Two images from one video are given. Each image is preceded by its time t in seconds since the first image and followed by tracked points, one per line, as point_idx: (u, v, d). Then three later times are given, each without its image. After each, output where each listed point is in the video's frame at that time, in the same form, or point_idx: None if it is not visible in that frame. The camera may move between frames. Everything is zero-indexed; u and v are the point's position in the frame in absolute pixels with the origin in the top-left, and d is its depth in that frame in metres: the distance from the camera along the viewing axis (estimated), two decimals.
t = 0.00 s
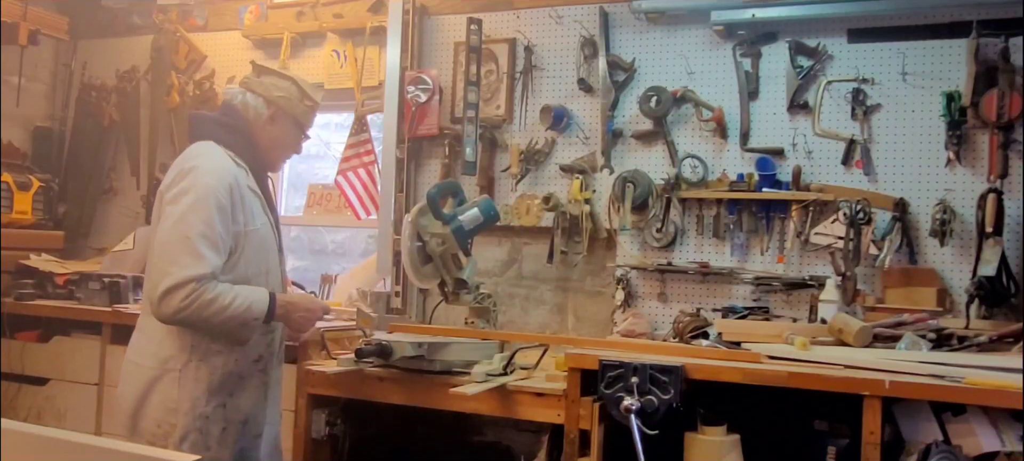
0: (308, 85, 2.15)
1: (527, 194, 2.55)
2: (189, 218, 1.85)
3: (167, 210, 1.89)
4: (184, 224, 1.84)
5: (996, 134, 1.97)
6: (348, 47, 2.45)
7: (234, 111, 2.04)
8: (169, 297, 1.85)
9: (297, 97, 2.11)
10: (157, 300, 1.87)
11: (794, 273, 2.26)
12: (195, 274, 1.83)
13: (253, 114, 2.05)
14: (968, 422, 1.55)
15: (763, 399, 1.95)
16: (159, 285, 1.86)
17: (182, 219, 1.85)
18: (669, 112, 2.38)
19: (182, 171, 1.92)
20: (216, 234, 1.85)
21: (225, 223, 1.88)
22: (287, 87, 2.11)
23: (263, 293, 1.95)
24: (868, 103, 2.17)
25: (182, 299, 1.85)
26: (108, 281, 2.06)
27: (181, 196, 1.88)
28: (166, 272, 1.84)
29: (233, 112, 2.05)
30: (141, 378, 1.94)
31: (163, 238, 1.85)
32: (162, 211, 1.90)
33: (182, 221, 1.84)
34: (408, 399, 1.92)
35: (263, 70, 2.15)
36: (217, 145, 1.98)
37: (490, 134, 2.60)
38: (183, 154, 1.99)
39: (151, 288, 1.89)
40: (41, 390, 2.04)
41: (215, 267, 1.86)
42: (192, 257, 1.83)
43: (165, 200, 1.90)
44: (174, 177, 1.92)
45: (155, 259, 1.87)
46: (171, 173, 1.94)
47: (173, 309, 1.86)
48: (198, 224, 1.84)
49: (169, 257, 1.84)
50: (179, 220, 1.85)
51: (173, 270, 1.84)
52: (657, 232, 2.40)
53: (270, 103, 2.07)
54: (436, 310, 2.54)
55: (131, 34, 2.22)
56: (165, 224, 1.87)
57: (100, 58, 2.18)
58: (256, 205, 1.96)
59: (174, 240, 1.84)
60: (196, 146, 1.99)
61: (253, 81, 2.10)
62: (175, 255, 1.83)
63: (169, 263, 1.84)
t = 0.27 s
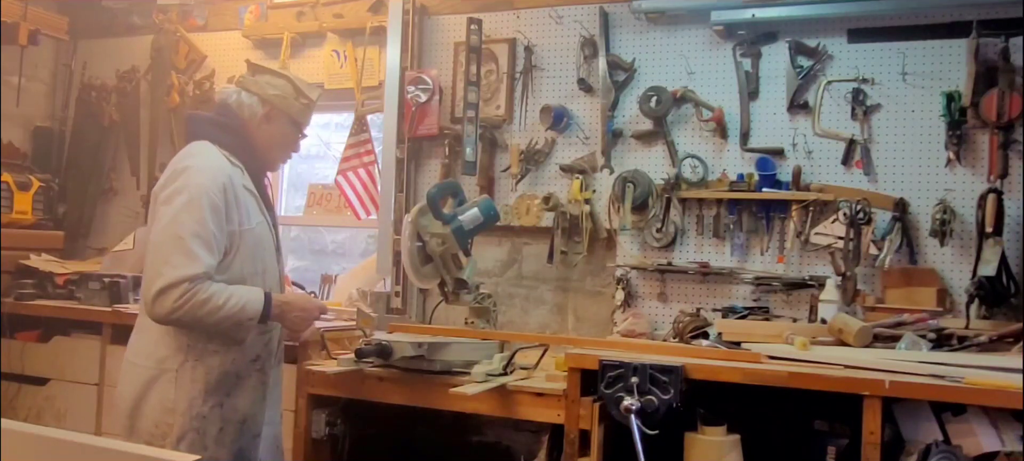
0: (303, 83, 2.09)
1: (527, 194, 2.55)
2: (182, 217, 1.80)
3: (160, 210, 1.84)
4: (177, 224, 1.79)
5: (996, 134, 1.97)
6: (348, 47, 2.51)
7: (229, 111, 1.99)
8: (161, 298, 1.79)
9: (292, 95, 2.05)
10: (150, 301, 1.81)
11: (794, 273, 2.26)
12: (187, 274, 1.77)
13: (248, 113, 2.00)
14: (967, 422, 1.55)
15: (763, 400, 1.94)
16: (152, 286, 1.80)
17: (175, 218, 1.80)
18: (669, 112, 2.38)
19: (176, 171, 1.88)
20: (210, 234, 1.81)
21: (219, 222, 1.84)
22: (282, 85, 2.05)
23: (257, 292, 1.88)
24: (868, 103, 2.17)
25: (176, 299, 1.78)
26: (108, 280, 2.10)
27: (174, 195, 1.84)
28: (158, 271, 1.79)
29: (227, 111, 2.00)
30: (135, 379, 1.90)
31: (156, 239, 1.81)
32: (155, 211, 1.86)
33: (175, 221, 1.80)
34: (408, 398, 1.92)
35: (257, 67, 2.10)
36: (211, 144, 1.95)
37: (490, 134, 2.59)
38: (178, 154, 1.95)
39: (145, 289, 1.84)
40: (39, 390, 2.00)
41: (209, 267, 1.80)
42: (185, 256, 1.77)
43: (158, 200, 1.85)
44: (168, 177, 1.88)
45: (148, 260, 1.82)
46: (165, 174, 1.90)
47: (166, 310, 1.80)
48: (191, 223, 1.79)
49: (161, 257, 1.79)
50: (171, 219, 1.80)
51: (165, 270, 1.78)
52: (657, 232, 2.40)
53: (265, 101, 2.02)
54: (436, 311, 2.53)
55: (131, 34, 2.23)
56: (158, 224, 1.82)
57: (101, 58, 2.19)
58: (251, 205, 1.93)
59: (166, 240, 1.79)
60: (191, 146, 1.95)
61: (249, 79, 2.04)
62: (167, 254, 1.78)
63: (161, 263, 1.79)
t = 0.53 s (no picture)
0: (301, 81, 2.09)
1: (527, 194, 2.55)
2: (180, 217, 1.79)
3: (158, 210, 1.84)
4: (176, 224, 1.78)
5: (996, 134, 1.97)
6: (348, 47, 2.58)
7: (227, 111, 1.99)
8: (160, 298, 1.77)
9: (290, 95, 2.04)
10: (148, 301, 1.79)
11: (794, 273, 2.26)
12: (186, 273, 1.76)
13: (246, 113, 2.00)
14: (967, 422, 1.55)
15: (763, 400, 1.94)
16: (150, 286, 1.78)
17: (173, 217, 1.79)
18: (669, 112, 2.38)
19: (174, 172, 1.88)
20: (208, 234, 1.80)
21: (217, 222, 1.83)
22: (280, 85, 2.03)
23: (257, 292, 1.85)
24: (868, 103, 2.17)
25: (174, 299, 1.76)
26: (108, 280, 2.13)
27: (172, 195, 1.83)
28: (157, 271, 1.77)
29: (225, 111, 1.99)
30: (134, 380, 1.88)
31: (154, 239, 1.79)
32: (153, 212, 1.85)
33: (173, 220, 1.79)
34: (409, 399, 1.92)
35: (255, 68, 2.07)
36: (210, 144, 1.95)
37: (490, 134, 2.59)
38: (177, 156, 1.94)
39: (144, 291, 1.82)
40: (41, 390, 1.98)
41: (208, 266, 1.79)
42: (183, 255, 1.76)
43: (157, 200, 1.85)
44: (166, 179, 1.88)
45: (147, 261, 1.81)
46: (164, 175, 1.90)
47: (165, 311, 1.78)
48: (189, 223, 1.78)
49: (159, 257, 1.78)
50: (169, 219, 1.79)
51: (164, 269, 1.76)
52: (657, 232, 2.39)
53: (263, 101, 2.01)
54: (437, 311, 2.52)
55: (130, 34, 2.22)
56: (156, 224, 1.81)
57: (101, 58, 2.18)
58: (249, 205, 1.94)
59: (164, 239, 1.78)
60: (189, 147, 1.95)
61: (247, 79, 2.03)
62: (165, 253, 1.77)
63: (160, 263, 1.77)
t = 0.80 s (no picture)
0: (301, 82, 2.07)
1: (527, 194, 2.55)
2: (189, 217, 1.78)
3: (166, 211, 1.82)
4: (184, 224, 1.78)
5: (996, 134, 1.97)
6: (348, 47, 2.55)
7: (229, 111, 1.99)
8: (171, 299, 1.76)
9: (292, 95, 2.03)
10: (158, 302, 1.78)
11: (794, 273, 2.26)
12: (197, 273, 1.75)
13: (249, 113, 1.99)
14: (967, 422, 1.55)
15: (763, 399, 1.95)
16: (162, 286, 1.77)
17: (184, 217, 1.78)
18: (669, 112, 2.38)
19: (179, 171, 1.86)
20: (217, 233, 1.80)
21: (224, 222, 1.83)
22: (281, 85, 2.02)
23: (267, 292, 1.86)
24: (868, 103, 2.17)
25: (187, 299, 1.75)
26: (109, 280, 2.15)
27: (180, 194, 1.82)
28: (169, 271, 1.76)
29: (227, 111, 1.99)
30: (136, 380, 1.86)
31: (164, 239, 1.78)
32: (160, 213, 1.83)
33: (183, 221, 1.78)
34: (409, 399, 1.92)
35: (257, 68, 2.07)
36: (216, 144, 1.93)
37: (490, 134, 2.59)
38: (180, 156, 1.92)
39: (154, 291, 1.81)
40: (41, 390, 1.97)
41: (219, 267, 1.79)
42: (193, 255, 1.76)
43: (162, 200, 1.84)
44: (170, 180, 1.87)
45: (156, 261, 1.79)
46: (169, 176, 1.87)
47: (176, 311, 1.77)
48: (200, 223, 1.78)
49: (170, 257, 1.76)
50: (180, 219, 1.78)
51: (175, 269, 1.75)
52: (657, 232, 2.39)
53: (265, 101, 2.00)
54: (437, 311, 2.53)
55: (131, 34, 2.24)
56: (165, 225, 1.80)
57: (101, 57, 2.20)
58: (253, 204, 1.94)
59: (175, 240, 1.77)
60: (192, 147, 1.93)
61: (249, 79, 2.02)
62: (176, 253, 1.76)
63: (172, 263, 1.76)
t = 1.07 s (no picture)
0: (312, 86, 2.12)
1: (527, 194, 2.55)
2: (222, 217, 1.83)
3: (192, 214, 1.86)
4: (218, 224, 1.83)
5: (996, 134, 1.97)
6: (348, 47, 2.50)
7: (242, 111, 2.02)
8: (218, 299, 1.83)
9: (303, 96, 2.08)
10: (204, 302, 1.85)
11: (794, 273, 2.26)
12: (238, 270, 1.82)
13: (261, 114, 2.03)
14: (967, 422, 1.55)
15: (763, 400, 1.94)
16: (205, 286, 1.84)
17: (215, 218, 1.83)
18: (669, 112, 2.38)
19: (200, 174, 1.90)
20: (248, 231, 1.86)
21: (250, 218, 1.88)
22: (293, 87, 2.07)
23: (302, 285, 1.95)
24: (868, 103, 2.17)
25: (233, 298, 1.83)
26: (108, 281, 2.09)
27: (206, 196, 1.86)
28: (210, 272, 1.82)
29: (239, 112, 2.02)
30: (152, 377, 1.93)
31: (197, 241, 1.84)
32: (186, 216, 1.87)
33: (214, 221, 1.83)
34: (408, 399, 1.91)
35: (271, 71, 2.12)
36: (230, 145, 1.96)
37: (490, 134, 2.59)
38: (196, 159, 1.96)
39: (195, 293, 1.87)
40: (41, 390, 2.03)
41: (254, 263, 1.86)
42: (231, 255, 1.82)
43: (189, 203, 1.88)
44: (191, 184, 1.90)
45: (192, 263, 1.85)
46: (189, 180, 1.91)
47: (223, 310, 1.84)
48: (231, 222, 1.83)
49: (208, 258, 1.82)
50: (210, 219, 1.83)
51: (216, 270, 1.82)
52: (657, 232, 2.39)
53: (277, 103, 2.04)
54: (437, 311, 2.54)
55: (131, 34, 2.24)
56: (195, 228, 1.84)
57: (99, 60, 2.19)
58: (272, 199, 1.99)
59: (210, 241, 1.82)
60: (207, 150, 1.97)
61: (262, 81, 2.07)
62: (214, 254, 1.82)
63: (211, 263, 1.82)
